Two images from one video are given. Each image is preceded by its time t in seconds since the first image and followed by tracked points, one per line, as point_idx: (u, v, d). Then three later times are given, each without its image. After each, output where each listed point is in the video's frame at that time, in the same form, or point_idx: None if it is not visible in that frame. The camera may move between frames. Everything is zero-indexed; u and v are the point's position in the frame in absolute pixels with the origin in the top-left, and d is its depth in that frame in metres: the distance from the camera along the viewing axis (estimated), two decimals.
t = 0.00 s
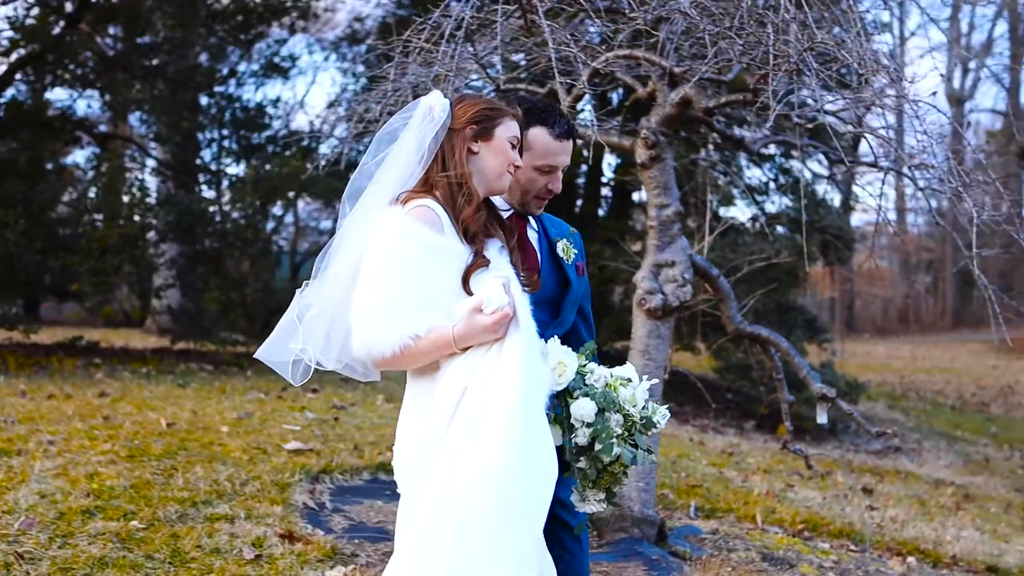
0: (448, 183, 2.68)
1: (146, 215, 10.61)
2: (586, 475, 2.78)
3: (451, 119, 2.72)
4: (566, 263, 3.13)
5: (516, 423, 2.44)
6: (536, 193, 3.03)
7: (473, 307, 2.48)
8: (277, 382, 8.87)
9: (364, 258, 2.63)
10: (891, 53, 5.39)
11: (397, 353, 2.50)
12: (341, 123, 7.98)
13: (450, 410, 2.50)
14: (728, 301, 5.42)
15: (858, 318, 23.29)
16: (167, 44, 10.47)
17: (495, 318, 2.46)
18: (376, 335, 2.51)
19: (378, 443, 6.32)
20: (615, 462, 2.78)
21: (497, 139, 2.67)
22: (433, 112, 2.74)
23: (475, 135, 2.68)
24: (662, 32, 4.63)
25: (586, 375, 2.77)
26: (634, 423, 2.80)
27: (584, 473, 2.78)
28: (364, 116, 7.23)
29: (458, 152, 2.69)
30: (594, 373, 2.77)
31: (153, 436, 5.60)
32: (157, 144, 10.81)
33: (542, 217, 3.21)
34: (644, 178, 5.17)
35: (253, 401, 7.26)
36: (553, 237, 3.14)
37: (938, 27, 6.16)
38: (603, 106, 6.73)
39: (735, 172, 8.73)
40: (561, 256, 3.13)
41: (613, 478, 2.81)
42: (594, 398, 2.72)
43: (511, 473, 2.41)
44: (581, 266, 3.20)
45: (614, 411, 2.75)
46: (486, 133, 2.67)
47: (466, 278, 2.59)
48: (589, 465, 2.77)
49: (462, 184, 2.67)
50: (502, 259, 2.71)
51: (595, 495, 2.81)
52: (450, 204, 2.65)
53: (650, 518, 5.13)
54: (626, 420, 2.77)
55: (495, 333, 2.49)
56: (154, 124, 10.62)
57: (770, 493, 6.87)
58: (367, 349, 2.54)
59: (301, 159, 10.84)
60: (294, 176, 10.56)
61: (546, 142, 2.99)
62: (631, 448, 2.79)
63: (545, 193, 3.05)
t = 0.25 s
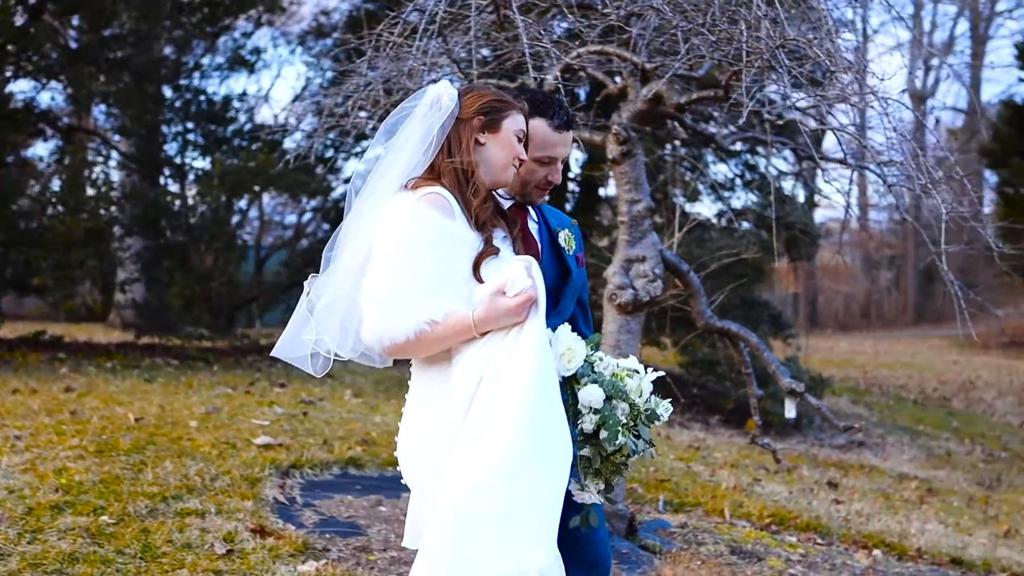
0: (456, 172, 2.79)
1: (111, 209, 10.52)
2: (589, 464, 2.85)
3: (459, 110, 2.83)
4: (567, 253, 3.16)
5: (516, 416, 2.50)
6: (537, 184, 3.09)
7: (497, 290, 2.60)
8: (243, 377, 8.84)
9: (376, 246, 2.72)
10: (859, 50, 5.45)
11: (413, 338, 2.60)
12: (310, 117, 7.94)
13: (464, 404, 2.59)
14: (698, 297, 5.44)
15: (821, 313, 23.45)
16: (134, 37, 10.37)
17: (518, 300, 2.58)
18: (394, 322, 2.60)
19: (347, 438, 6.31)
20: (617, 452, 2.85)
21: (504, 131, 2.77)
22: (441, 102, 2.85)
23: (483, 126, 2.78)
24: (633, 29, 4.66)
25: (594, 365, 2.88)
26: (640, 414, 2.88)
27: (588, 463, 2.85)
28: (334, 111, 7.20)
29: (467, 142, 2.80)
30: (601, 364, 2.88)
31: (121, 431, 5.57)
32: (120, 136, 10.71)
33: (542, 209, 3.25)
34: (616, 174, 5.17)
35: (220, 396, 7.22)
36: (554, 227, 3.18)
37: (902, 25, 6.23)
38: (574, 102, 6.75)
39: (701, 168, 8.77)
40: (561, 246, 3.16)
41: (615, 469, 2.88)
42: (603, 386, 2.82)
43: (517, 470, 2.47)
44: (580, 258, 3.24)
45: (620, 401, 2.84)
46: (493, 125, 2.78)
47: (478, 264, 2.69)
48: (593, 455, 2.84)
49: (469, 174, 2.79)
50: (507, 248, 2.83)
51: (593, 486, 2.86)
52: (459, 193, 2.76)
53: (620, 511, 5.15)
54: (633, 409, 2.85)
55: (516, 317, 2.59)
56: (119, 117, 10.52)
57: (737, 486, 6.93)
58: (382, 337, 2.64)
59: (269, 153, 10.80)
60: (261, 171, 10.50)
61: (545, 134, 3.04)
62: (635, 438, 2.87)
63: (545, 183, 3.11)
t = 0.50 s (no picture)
0: (463, 166, 2.79)
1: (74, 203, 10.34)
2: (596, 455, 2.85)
3: (466, 102, 2.82)
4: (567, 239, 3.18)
5: (549, 412, 2.53)
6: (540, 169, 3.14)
7: (520, 283, 2.61)
8: (209, 372, 8.79)
9: (385, 240, 2.70)
10: (826, 45, 5.50)
11: (432, 332, 2.60)
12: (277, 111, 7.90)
13: (487, 400, 2.60)
14: (667, 292, 5.48)
15: (784, 308, 23.62)
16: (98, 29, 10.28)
17: (545, 293, 2.60)
18: (410, 317, 2.59)
19: (315, 432, 6.29)
20: (624, 442, 2.87)
21: (511, 126, 2.77)
22: (447, 95, 2.82)
23: (490, 120, 2.78)
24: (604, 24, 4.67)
25: (601, 355, 2.90)
26: (647, 406, 2.88)
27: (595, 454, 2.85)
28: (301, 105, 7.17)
29: (473, 135, 2.79)
30: (607, 355, 2.90)
31: (87, 426, 5.52)
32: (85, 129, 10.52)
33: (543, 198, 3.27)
34: (585, 168, 5.18)
35: (186, 391, 7.17)
36: (555, 213, 3.19)
37: (866, 20, 6.31)
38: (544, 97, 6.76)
39: (668, 164, 8.80)
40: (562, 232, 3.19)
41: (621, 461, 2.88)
42: (611, 376, 2.83)
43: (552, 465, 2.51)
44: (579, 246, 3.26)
45: (628, 392, 2.85)
46: (500, 118, 2.77)
47: (490, 258, 2.70)
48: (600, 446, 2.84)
49: (476, 168, 2.79)
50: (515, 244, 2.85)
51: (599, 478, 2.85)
52: (468, 187, 2.76)
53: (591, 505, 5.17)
54: (639, 401, 2.86)
55: (539, 311, 2.62)
56: (81, 110, 10.40)
57: (704, 480, 6.97)
58: (397, 331, 2.62)
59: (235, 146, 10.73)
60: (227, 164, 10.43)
61: (549, 118, 3.11)
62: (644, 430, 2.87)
63: (547, 168, 3.14)
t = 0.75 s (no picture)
0: (470, 168, 2.67)
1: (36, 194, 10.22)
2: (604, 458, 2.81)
3: (472, 102, 2.72)
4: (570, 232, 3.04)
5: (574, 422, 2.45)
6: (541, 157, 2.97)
7: (545, 291, 2.52)
8: (174, 365, 8.74)
9: (396, 239, 2.55)
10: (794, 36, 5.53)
11: (454, 340, 2.46)
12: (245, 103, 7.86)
13: (507, 407, 2.50)
14: (638, 285, 5.48)
15: (748, 303, 23.76)
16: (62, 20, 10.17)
17: (571, 300, 2.53)
18: (431, 324, 2.45)
19: (283, 425, 6.26)
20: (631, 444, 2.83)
21: (518, 127, 2.66)
22: (454, 95, 2.74)
23: (496, 121, 2.66)
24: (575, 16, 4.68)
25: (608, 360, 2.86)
26: (654, 407, 2.85)
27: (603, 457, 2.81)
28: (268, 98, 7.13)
29: (479, 136, 2.68)
30: (614, 359, 2.86)
31: (54, 419, 5.48)
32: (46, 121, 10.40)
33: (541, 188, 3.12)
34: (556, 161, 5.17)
35: (153, 384, 7.13)
36: (556, 207, 3.04)
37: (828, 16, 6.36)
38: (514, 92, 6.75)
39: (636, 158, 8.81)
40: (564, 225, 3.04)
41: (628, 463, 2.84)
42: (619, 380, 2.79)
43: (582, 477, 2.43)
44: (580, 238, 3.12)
45: (636, 394, 2.81)
46: (507, 119, 2.66)
47: (507, 262, 2.57)
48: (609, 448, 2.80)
49: (485, 171, 2.68)
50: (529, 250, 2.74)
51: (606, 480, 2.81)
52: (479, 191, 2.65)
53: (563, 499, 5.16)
54: (648, 403, 2.82)
55: (564, 317, 2.53)
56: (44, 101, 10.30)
57: (672, 473, 7.00)
58: (412, 337, 2.47)
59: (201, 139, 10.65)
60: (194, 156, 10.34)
61: (554, 106, 2.95)
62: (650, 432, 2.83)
63: (550, 158, 2.99)
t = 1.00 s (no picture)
0: (481, 175, 2.68)
1: None
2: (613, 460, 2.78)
3: (480, 106, 2.73)
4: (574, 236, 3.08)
5: (606, 433, 2.49)
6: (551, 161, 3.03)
7: (575, 303, 2.58)
8: (137, 357, 8.67)
9: (410, 251, 2.56)
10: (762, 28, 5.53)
11: (479, 356, 2.50)
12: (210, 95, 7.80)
13: (533, 422, 2.54)
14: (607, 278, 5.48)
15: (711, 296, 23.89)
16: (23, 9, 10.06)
17: (598, 316, 2.59)
18: (458, 343, 2.49)
19: (249, 418, 6.22)
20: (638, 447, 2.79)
21: (525, 131, 2.68)
22: (462, 98, 2.75)
23: (505, 126, 2.69)
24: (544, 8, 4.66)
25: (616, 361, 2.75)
26: (662, 411, 2.75)
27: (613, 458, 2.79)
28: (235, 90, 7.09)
29: (488, 141, 2.70)
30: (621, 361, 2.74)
31: (17, 412, 5.42)
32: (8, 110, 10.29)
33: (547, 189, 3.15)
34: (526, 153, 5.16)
35: (117, 376, 7.08)
36: (561, 211, 3.08)
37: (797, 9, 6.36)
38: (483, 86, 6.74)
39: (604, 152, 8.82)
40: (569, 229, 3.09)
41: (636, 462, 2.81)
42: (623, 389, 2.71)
43: (613, 485, 2.46)
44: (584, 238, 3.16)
45: (643, 400, 2.73)
46: (516, 124, 2.68)
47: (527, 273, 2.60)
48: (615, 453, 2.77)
49: (495, 177, 2.69)
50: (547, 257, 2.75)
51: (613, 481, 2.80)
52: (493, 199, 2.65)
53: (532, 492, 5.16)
54: (654, 410, 2.73)
55: (591, 331, 2.59)
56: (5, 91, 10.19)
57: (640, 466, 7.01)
58: (436, 354, 2.51)
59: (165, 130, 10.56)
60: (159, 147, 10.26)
61: (558, 107, 2.99)
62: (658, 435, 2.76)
63: (557, 157, 3.03)
